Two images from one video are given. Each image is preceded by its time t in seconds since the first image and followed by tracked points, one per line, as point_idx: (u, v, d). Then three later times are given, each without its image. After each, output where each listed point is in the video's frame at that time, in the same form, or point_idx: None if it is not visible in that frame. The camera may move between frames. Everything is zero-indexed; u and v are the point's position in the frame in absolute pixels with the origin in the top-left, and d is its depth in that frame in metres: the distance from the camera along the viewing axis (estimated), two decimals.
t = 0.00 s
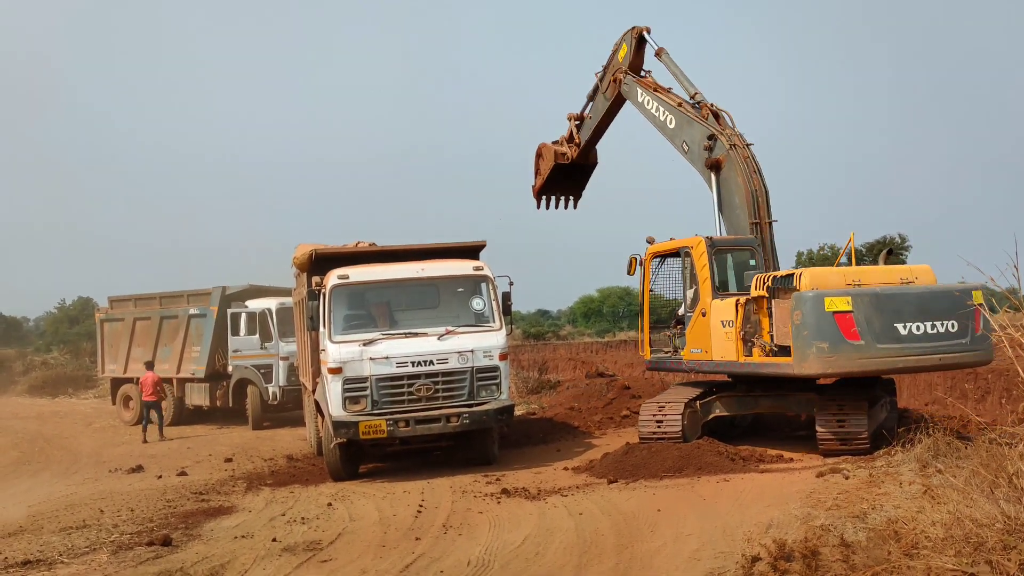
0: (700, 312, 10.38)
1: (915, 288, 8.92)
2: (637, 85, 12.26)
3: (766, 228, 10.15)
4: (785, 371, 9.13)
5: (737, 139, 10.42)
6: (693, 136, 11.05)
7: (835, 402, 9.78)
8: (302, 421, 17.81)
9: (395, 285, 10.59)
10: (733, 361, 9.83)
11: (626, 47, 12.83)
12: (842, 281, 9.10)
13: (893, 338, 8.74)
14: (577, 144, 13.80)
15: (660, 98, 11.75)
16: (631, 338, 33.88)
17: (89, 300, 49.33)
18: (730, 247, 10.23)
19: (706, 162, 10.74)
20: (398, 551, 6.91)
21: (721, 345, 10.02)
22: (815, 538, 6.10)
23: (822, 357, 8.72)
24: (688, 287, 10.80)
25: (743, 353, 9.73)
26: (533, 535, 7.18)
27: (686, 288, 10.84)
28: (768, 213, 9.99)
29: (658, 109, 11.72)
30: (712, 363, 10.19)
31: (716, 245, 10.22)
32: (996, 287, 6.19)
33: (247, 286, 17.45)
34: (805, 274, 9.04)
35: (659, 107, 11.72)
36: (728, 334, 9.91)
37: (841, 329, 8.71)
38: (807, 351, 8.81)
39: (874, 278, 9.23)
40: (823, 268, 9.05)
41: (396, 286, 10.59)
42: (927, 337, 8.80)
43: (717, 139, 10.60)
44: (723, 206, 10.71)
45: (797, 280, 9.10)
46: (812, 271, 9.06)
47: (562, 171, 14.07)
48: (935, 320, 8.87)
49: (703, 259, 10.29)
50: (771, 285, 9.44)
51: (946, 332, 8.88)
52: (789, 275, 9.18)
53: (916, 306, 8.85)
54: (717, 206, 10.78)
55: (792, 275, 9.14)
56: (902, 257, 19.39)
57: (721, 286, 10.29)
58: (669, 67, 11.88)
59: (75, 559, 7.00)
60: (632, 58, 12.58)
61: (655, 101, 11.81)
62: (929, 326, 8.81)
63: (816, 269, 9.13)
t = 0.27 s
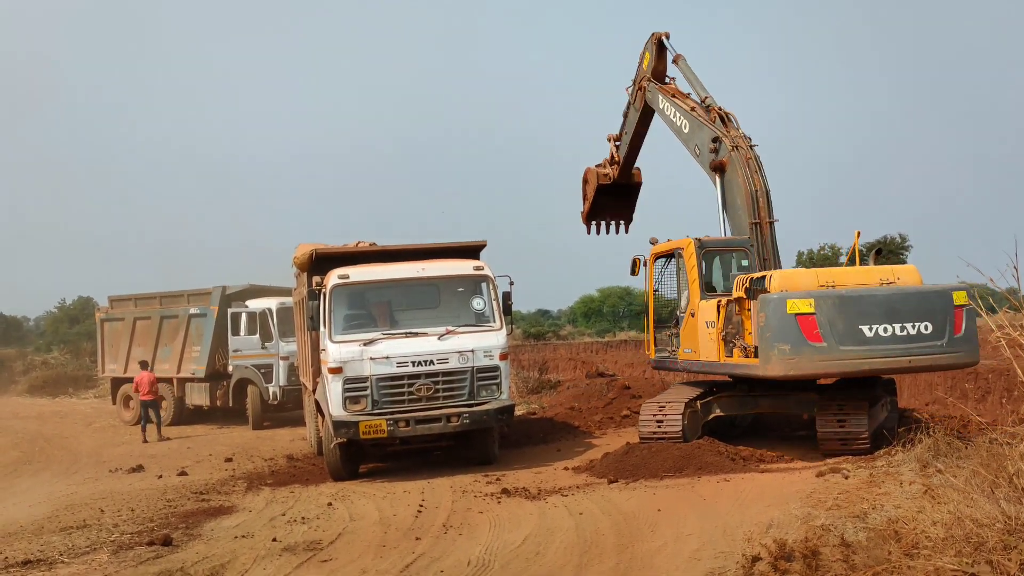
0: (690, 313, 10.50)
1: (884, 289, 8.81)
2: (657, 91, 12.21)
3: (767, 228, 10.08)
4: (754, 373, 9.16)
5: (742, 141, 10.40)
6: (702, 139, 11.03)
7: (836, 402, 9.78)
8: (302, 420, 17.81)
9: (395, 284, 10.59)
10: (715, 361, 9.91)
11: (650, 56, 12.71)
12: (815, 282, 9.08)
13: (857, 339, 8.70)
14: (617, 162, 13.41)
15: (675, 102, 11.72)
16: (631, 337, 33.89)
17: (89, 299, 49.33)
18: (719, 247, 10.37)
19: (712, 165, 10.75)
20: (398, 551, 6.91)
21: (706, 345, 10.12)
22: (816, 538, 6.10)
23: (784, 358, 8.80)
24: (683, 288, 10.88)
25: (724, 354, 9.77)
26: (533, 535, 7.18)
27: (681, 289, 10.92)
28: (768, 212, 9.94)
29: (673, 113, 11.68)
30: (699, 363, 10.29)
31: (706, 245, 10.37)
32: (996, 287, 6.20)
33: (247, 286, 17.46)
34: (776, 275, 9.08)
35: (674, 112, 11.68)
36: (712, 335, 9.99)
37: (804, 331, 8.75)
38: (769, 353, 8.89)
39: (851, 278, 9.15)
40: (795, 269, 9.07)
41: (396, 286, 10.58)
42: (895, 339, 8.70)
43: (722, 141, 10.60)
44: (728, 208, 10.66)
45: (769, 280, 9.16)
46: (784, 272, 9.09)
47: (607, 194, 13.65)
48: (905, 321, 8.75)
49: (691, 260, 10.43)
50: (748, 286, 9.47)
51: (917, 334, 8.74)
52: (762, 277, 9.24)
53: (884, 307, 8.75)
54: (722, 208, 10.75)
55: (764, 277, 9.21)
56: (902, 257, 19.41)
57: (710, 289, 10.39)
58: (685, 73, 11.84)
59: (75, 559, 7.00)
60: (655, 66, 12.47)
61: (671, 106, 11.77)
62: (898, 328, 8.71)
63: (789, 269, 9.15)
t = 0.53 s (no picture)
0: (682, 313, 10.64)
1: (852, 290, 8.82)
2: (675, 106, 12.25)
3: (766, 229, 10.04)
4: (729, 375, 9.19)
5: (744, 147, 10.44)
6: (708, 147, 11.07)
7: (836, 402, 9.78)
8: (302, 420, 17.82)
9: (395, 284, 10.59)
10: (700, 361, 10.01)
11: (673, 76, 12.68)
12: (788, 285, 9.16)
13: (823, 341, 8.76)
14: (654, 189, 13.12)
15: (690, 116, 11.76)
16: (631, 338, 33.89)
17: (89, 300, 49.34)
18: (711, 249, 10.49)
19: (716, 171, 10.79)
20: (399, 551, 6.90)
21: (693, 345, 10.23)
22: (816, 538, 6.10)
23: (749, 360, 8.90)
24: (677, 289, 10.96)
25: (707, 354, 9.85)
26: (533, 535, 7.18)
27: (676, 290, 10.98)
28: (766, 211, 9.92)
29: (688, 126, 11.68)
30: (688, 363, 10.39)
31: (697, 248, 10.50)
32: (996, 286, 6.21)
33: (248, 286, 17.47)
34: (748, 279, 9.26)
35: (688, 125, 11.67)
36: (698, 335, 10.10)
37: (769, 333, 8.85)
38: (734, 354, 9.01)
39: (825, 279, 9.19)
40: (767, 273, 9.19)
41: (396, 286, 10.58)
42: (863, 340, 8.71)
43: (724, 146, 10.64)
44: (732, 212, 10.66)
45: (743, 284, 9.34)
46: (755, 276, 9.23)
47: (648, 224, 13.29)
48: (873, 323, 8.74)
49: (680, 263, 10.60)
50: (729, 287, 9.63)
51: (887, 335, 8.73)
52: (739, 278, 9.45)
53: (851, 309, 8.77)
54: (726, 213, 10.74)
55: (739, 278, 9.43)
56: (903, 257, 19.42)
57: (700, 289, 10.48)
58: (699, 86, 11.89)
59: (76, 559, 7.00)
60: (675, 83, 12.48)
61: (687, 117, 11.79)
62: (866, 330, 8.71)
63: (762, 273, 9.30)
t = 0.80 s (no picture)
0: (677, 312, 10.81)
1: (822, 291, 8.90)
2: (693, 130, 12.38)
3: (766, 230, 10.03)
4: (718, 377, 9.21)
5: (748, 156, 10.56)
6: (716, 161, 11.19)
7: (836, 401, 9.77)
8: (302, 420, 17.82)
9: (395, 285, 10.59)
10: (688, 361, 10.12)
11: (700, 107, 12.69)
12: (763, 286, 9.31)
13: (792, 342, 8.88)
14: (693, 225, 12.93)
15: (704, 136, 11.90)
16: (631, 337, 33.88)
17: (89, 300, 49.33)
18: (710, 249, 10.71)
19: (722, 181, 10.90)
20: (399, 552, 6.90)
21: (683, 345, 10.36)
22: (816, 538, 6.10)
23: (718, 360, 9.08)
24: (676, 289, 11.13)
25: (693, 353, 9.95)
26: (533, 535, 7.18)
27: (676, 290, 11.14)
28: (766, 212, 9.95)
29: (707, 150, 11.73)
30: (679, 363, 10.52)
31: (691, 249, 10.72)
32: (996, 286, 6.23)
33: (248, 286, 17.47)
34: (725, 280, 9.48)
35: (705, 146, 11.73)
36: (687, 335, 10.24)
37: (738, 333, 9.01)
38: (705, 354, 9.20)
39: (802, 280, 9.28)
40: (743, 275, 9.38)
41: (396, 286, 10.58)
42: (831, 341, 8.79)
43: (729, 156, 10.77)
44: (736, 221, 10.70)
45: (720, 285, 9.56)
46: (731, 277, 9.45)
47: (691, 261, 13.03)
48: (843, 324, 8.81)
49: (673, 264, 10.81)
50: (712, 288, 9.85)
51: (858, 336, 8.77)
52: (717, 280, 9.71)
53: (820, 310, 8.86)
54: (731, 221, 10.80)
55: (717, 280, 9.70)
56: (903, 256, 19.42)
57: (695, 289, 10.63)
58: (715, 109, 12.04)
59: (76, 559, 7.00)
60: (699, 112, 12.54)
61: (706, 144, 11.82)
62: (834, 331, 8.79)
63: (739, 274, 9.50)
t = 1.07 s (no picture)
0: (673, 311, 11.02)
1: (793, 292, 8.97)
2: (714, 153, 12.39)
3: (769, 234, 10.17)
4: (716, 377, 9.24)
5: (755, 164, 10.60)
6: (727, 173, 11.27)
7: (836, 402, 9.76)
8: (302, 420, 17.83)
9: (395, 285, 10.59)
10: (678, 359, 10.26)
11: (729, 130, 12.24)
12: (740, 287, 9.44)
13: (763, 342, 8.95)
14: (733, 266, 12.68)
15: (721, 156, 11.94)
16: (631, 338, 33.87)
17: (89, 301, 49.33)
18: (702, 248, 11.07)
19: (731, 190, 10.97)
20: (399, 552, 6.90)
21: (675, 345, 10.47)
22: (817, 537, 6.10)
23: (691, 360, 9.19)
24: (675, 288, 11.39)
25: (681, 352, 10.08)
26: (534, 535, 7.18)
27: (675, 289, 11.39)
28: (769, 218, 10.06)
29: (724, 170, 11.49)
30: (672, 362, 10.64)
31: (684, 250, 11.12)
32: (996, 286, 6.23)
33: (248, 286, 17.48)
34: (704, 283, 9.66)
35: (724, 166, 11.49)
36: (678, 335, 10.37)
37: (710, 334, 9.12)
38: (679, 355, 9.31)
39: (780, 281, 9.37)
40: (722, 277, 9.53)
41: (396, 287, 10.59)
42: (801, 342, 8.84)
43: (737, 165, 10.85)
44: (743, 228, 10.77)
45: (700, 288, 9.77)
46: (710, 280, 9.63)
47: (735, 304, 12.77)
48: (814, 325, 8.85)
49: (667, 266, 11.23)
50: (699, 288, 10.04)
51: (830, 337, 8.81)
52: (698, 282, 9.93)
53: (791, 311, 8.92)
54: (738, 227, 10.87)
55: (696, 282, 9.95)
56: (903, 255, 19.44)
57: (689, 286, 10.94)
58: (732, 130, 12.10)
59: (77, 560, 7.01)
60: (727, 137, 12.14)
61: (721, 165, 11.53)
62: (804, 332, 8.84)
63: (717, 277, 9.66)
